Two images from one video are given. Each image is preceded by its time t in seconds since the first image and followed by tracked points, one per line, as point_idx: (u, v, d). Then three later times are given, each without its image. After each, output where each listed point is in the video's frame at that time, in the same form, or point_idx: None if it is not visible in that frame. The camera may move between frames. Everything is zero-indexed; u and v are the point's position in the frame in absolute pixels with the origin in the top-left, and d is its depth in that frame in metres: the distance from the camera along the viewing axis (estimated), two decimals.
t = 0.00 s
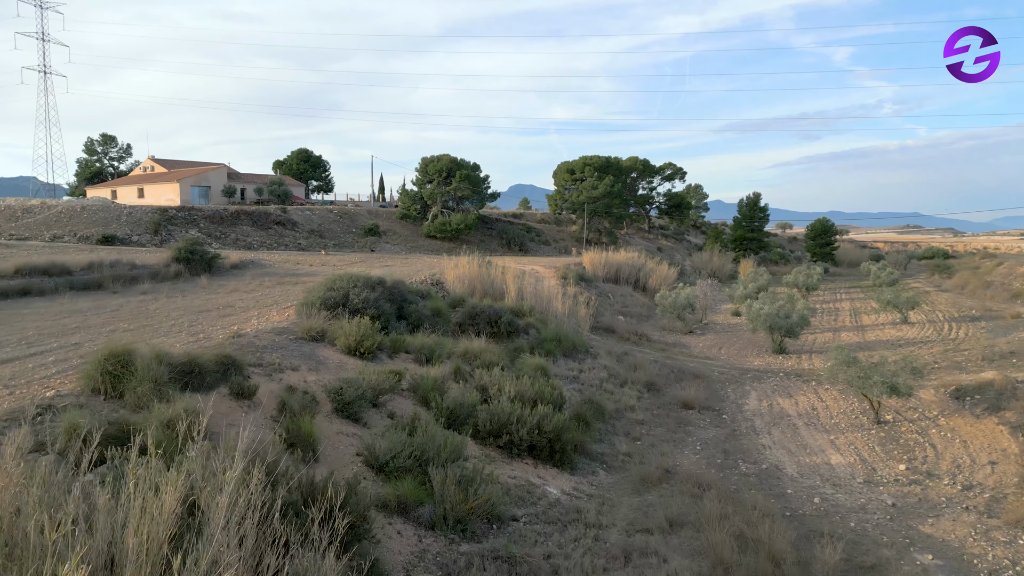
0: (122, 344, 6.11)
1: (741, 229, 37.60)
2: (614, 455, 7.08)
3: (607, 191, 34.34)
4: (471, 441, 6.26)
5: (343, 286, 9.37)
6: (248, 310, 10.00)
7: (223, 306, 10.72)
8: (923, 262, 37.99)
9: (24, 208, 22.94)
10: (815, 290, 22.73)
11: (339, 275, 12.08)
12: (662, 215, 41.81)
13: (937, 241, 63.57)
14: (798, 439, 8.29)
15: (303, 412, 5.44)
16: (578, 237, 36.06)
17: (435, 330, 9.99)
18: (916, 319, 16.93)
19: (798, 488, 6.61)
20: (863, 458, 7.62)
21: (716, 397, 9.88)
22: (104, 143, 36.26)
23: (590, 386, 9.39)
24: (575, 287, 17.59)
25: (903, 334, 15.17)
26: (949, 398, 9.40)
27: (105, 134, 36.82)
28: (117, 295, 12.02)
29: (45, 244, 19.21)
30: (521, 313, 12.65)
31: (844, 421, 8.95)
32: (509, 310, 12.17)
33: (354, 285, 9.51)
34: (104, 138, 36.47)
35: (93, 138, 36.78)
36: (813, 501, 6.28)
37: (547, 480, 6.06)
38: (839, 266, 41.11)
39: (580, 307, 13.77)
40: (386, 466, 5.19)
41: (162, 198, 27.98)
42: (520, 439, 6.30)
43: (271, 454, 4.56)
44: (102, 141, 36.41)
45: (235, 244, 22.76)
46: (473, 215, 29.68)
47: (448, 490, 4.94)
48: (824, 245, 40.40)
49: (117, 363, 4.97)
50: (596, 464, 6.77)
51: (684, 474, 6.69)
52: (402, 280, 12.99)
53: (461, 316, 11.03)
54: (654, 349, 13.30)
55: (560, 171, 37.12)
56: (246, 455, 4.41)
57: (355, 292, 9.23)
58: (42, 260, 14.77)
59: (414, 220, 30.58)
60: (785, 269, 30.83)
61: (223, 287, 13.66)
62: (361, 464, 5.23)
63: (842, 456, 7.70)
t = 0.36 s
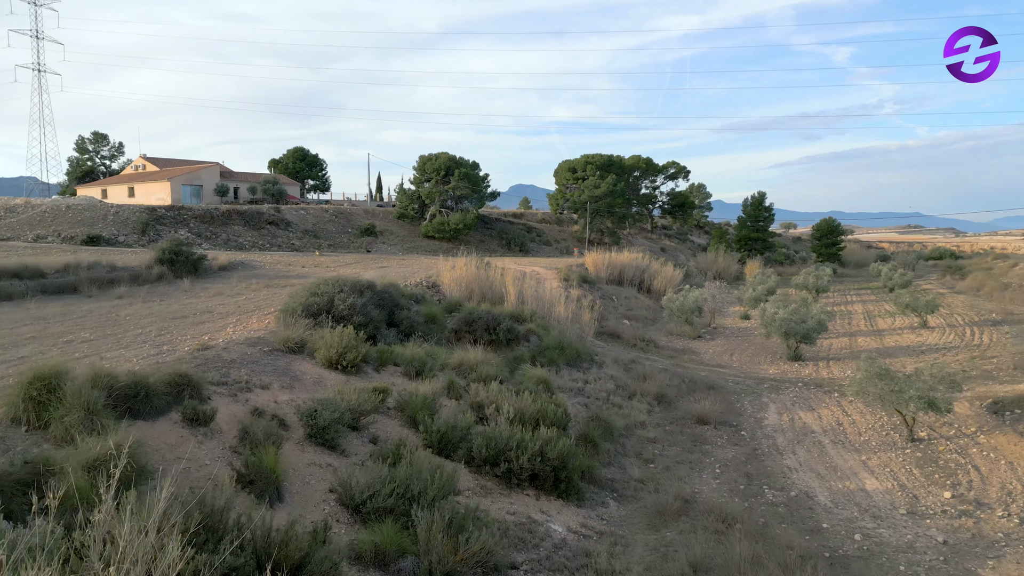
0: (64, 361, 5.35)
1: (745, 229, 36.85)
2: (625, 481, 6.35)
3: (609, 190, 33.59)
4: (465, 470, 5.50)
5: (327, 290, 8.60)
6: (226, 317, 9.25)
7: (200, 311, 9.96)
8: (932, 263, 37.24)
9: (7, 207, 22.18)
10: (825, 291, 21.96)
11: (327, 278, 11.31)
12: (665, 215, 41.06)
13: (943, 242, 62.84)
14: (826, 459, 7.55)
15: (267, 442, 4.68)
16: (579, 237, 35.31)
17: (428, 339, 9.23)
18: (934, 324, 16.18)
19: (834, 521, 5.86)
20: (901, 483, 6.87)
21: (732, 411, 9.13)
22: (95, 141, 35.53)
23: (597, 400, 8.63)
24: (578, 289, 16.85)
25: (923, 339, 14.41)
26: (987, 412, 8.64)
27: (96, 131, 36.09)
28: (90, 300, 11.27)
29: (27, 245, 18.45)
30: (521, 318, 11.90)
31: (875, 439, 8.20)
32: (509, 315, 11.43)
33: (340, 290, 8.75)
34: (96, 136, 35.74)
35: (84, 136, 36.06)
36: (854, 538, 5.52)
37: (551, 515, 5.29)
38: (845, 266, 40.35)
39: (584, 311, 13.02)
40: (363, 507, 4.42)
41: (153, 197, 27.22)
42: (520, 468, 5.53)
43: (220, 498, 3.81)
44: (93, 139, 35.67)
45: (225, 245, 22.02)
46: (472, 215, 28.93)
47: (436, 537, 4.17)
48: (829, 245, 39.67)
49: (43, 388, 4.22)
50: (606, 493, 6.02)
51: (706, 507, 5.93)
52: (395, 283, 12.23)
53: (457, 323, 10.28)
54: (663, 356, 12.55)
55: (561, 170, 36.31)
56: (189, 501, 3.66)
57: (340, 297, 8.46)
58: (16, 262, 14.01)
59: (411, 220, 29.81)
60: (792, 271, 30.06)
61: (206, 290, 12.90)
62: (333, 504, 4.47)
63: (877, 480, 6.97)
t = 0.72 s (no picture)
0: None
1: (750, 229, 36.11)
2: (639, 516, 5.59)
3: (611, 189, 32.83)
4: (456, 508, 4.73)
5: (308, 296, 7.84)
6: (200, 325, 8.49)
7: (174, 318, 9.20)
8: (941, 264, 36.50)
9: None
10: (836, 293, 21.22)
11: (313, 281, 10.54)
12: (668, 215, 40.33)
13: (948, 243, 62.07)
14: (861, 485, 6.79)
15: (218, 482, 3.91)
16: (581, 237, 34.55)
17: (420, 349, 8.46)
18: (955, 328, 15.45)
19: (880, 563, 5.11)
20: (948, 515, 6.12)
21: (752, 427, 8.38)
22: (86, 139, 34.81)
23: (604, 416, 7.88)
24: (580, 292, 16.11)
25: (945, 345, 13.68)
26: None
27: (87, 129, 35.38)
28: (60, 305, 10.53)
29: (6, 245, 17.70)
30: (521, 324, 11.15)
31: (910, 460, 7.45)
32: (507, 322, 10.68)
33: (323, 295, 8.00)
34: (87, 134, 35.03)
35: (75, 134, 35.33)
36: None
37: (556, 562, 4.50)
38: (852, 267, 39.60)
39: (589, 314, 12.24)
40: (329, 564, 3.63)
41: (143, 196, 26.48)
42: (521, 505, 4.76)
43: (144, 565, 3.04)
44: (84, 137, 34.95)
45: (215, 245, 21.27)
46: (471, 214, 28.19)
47: None
48: (835, 245, 38.90)
49: None
50: (618, 531, 5.26)
51: (733, 547, 5.18)
52: (385, 286, 11.46)
53: (451, 331, 9.51)
54: (672, 364, 11.78)
55: (562, 169, 35.53)
56: (99, 572, 2.89)
57: (322, 304, 7.71)
58: None
59: (408, 220, 29.04)
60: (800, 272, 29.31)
61: (186, 294, 12.15)
62: (294, 560, 3.68)
63: (920, 511, 6.21)
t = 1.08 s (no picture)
0: None
1: (755, 229, 35.35)
2: (657, 560, 4.84)
3: (614, 188, 32.09)
4: (444, 560, 3.98)
5: (285, 303, 7.11)
6: (170, 335, 7.74)
7: (144, 326, 8.46)
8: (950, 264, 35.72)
9: None
10: (847, 295, 20.47)
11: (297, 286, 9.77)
12: (671, 214, 39.60)
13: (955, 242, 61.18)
14: (903, 517, 6.03)
15: (146, 543, 3.14)
16: (582, 237, 33.80)
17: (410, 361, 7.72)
18: (977, 332, 14.69)
19: None
20: (1008, 555, 5.36)
21: (774, 446, 7.62)
22: (77, 137, 34.12)
23: (613, 437, 7.13)
24: (583, 295, 15.36)
25: (970, 352, 12.93)
26: None
27: (78, 127, 34.68)
28: (25, 311, 9.78)
29: None
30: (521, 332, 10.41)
31: (953, 486, 6.70)
32: (506, 330, 9.94)
33: (302, 302, 7.27)
34: (78, 132, 34.33)
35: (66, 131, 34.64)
36: None
37: None
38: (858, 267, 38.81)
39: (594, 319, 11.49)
40: None
41: (132, 195, 25.72)
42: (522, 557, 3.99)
43: None
44: (75, 135, 34.22)
45: (204, 246, 20.53)
46: (470, 214, 27.44)
47: None
48: (841, 246, 38.15)
49: None
50: None
51: None
52: (375, 290, 10.72)
53: (444, 341, 8.77)
54: (683, 374, 11.03)
55: (563, 167, 34.74)
56: None
57: (300, 312, 6.98)
58: None
59: (406, 219, 28.28)
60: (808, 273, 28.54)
61: (165, 298, 11.41)
62: None
63: (975, 550, 5.44)
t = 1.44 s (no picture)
0: None
1: (760, 229, 34.60)
2: None
3: (617, 187, 31.36)
4: None
5: (256, 311, 6.36)
6: (131, 347, 6.99)
7: (108, 336, 7.72)
8: (960, 266, 34.98)
9: None
10: (859, 298, 19.70)
11: (278, 292, 9.03)
12: (674, 214, 38.86)
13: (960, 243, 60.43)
14: (957, 557, 5.26)
15: None
16: (584, 238, 33.07)
17: (398, 375, 6.98)
18: (1002, 339, 13.95)
19: None
20: None
21: (802, 470, 6.88)
22: (67, 136, 33.46)
23: (624, 462, 6.39)
24: (586, 299, 14.63)
25: (998, 360, 12.19)
26: None
27: (69, 125, 33.99)
28: None
29: None
30: (521, 340, 9.67)
31: (1009, 518, 5.94)
32: (504, 338, 9.20)
33: (277, 310, 6.52)
34: (68, 130, 33.64)
35: (56, 130, 33.94)
36: None
37: None
38: (865, 268, 38.06)
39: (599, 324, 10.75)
40: None
41: (122, 195, 24.99)
42: None
43: None
44: (65, 133, 33.51)
45: (193, 247, 19.79)
46: (469, 214, 26.71)
47: None
48: (848, 246, 37.38)
49: None
50: None
51: None
52: (363, 295, 9.98)
53: (437, 352, 8.02)
54: (695, 384, 10.28)
55: (564, 166, 33.94)
56: None
57: (274, 321, 6.24)
58: None
59: (403, 219, 27.53)
60: (816, 274, 27.78)
61: (140, 303, 10.68)
62: None
63: None
